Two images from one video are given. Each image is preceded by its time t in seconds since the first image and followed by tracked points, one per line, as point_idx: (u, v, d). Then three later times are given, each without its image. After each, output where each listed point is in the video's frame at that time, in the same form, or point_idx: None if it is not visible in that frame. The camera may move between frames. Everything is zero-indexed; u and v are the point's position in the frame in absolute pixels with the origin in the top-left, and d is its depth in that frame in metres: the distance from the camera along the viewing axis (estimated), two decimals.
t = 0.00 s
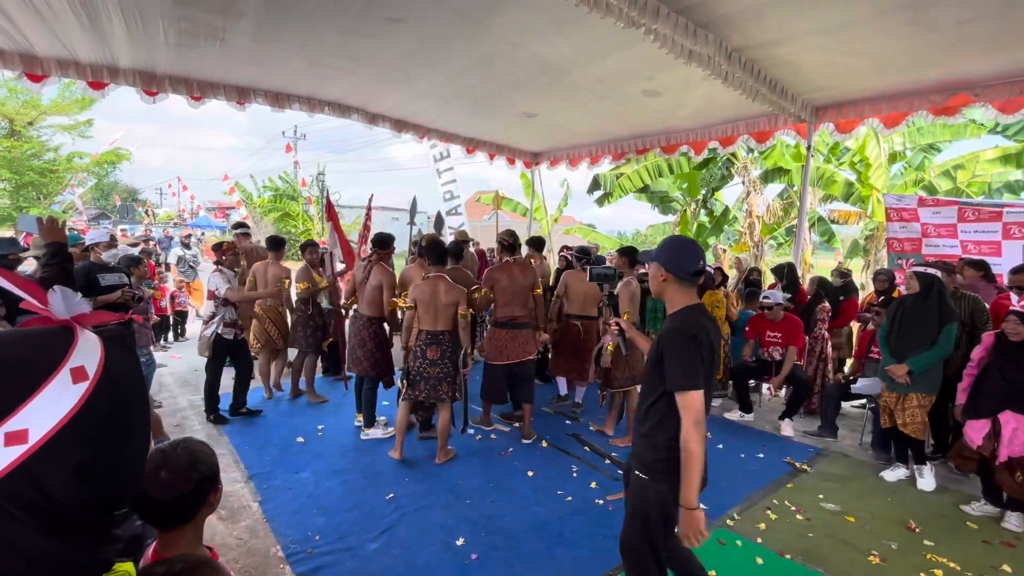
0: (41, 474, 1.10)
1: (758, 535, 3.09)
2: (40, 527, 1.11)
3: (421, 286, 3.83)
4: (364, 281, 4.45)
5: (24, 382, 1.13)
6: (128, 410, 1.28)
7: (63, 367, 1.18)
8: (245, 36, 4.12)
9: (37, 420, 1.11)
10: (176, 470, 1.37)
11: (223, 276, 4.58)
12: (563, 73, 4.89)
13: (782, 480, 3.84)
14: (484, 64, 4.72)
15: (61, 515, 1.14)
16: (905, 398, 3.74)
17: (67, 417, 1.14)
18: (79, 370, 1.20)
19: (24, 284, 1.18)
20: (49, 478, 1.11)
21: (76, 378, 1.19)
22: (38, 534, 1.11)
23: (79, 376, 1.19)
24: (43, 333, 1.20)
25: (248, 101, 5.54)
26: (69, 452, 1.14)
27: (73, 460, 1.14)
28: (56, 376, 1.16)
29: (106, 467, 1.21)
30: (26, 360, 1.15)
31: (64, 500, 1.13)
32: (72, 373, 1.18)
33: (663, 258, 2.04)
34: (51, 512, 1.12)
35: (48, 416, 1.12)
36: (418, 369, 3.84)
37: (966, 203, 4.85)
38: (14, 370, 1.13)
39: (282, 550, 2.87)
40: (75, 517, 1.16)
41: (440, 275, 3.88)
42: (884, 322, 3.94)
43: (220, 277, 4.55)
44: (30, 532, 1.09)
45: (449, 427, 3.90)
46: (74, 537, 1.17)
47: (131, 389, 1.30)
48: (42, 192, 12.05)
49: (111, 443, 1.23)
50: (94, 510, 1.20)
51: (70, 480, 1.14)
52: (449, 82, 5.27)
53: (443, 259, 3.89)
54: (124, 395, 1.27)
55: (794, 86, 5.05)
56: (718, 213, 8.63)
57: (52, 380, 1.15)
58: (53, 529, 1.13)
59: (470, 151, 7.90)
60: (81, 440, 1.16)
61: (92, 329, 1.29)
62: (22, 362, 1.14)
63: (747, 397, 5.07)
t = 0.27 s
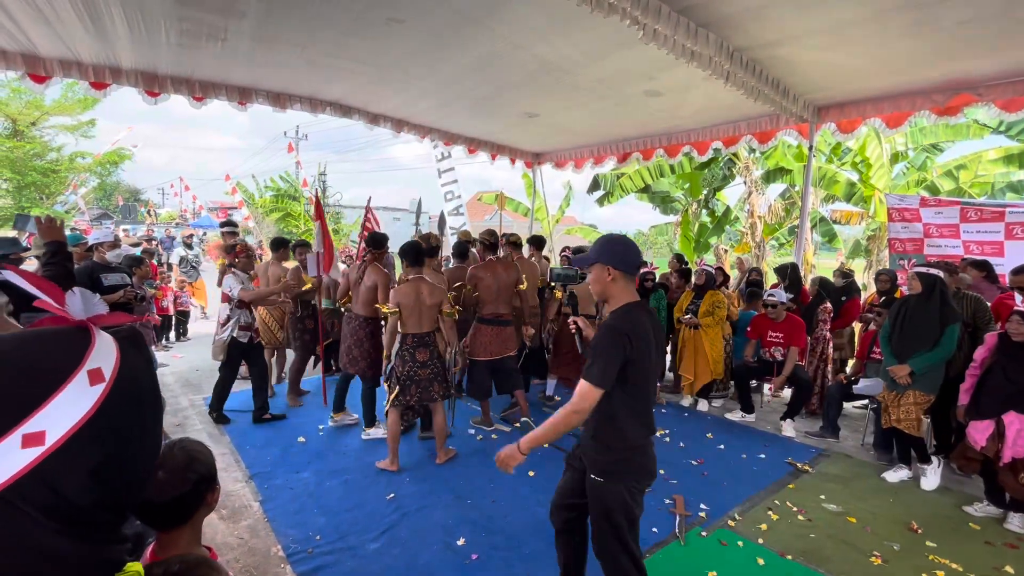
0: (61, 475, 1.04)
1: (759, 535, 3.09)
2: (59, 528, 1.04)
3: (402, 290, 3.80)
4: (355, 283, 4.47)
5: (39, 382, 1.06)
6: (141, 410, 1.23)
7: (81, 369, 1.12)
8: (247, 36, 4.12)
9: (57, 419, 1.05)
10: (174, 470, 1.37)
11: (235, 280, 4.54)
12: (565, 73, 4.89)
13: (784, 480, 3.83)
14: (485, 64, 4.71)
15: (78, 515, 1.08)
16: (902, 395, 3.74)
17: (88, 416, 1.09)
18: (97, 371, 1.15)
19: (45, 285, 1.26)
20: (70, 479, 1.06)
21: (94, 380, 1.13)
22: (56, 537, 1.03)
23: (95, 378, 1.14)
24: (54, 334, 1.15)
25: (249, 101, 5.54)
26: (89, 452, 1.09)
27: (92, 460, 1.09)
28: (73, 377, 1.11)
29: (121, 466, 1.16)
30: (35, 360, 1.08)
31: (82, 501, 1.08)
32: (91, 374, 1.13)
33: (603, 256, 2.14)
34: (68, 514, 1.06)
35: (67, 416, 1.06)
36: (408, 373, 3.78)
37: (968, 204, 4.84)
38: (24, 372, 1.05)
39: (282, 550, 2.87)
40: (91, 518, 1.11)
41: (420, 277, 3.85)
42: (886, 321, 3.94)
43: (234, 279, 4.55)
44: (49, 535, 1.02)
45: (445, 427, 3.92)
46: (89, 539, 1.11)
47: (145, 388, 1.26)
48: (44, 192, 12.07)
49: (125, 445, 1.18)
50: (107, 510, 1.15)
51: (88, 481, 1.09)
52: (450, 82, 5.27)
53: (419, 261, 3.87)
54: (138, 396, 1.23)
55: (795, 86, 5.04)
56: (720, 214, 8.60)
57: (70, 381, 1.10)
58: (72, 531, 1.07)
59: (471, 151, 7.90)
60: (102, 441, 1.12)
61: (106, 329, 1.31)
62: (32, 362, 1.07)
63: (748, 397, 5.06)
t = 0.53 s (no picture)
0: (84, 491, 0.90)
1: (760, 537, 3.08)
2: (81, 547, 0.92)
3: (381, 291, 3.71)
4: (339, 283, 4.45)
5: (66, 388, 0.93)
6: (177, 418, 1.05)
7: (111, 376, 0.96)
8: (248, 36, 4.13)
9: (80, 432, 0.91)
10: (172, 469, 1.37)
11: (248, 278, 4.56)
12: (566, 73, 4.88)
13: (784, 481, 3.82)
14: (487, 64, 4.71)
15: (106, 530, 0.95)
16: (905, 397, 3.73)
17: (113, 429, 0.93)
18: (128, 377, 0.98)
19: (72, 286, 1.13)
20: (94, 494, 0.91)
21: (123, 389, 0.96)
22: (79, 555, 0.91)
23: (126, 386, 0.97)
24: (83, 339, 1.00)
25: (251, 101, 5.55)
26: (112, 466, 0.92)
27: (117, 476, 0.93)
28: (101, 386, 0.95)
29: (155, 481, 1.00)
30: (65, 362, 0.95)
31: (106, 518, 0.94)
32: (120, 381, 0.97)
33: (535, 256, 2.38)
34: (96, 529, 0.93)
35: (92, 429, 0.91)
36: (390, 376, 3.72)
37: (971, 205, 4.83)
38: (52, 377, 0.93)
39: (282, 549, 2.87)
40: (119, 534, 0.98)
41: (395, 277, 3.79)
42: (889, 321, 3.92)
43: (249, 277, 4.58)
44: (69, 553, 0.90)
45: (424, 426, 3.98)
46: (119, 555, 0.99)
47: (183, 393, 1.08)
48: (47, 191, 12.10)
49: (158, 461, 1.00)
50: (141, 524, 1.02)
51: (114, 497, 0.93)
52: (452, 82, 5.27)
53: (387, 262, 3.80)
54: (175, 403, 1.05)
55: (798, 86, 5.03)
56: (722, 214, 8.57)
57: (96, 390, 0.94)
58: (99, 547, 0.95)
59: (473, 151, 7.90)
60: (132, 454, 0.95)
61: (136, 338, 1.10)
62: (62, 364, 0.95)
63: (749, 398, 5.05)
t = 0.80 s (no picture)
0: (130, 509, 0.95)
1: (761, 538, 3.07)
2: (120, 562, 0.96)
3: (367, 292, 3.72)
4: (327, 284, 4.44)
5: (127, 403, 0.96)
6: (225, 443, 1.09)
7: (172, 395, 0.99)
8: (251, 35, 4.13)
9: (136, 450, 0.93)
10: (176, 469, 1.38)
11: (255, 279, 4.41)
12: (569, 74, 4.88)
13: (786, 483, 3.81)
14: (490, 64, 4.71)
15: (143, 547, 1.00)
16: (911, 401, 3.69)
17: (166, 450, 0.96)
18: (188, 398, 1.01)
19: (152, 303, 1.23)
20: (139, 513, 0.96)
21: (182, 409, 0.99)
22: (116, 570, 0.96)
23: (185, 406, 1.00)
24: (151, 357, 1.05)
25: (254, 100, 5.55)
26: (161, 487, 0.97)
27: (162, 497, 0.98)
28: (162, 404, 0.97)
29: (195, 503, 1.04)
30: (129, 377, 0.99)
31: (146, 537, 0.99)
32: (182, 400, 1.00)
33: (473, 255, 2.21)
34: (134, 544, 0.98)
35: (147, 449, 0.94)
36: (383, 375, 3.71)
37: (973, 206, 4.82)
38: (120, 390, 0.97)
39: (283, 549, 2.87)
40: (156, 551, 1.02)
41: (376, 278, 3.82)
42: (894, 322, 3.91)
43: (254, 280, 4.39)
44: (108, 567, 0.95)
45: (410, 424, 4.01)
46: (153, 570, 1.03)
47: (233, 417, 1.11)
48: (50, 190, 12.13)
49: (201, 486, 1.03)
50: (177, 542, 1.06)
51: (158, 513, 0.98)
52: (454, 82, 5.27)
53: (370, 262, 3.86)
54: (225, 427, 1.08)
55: (801, 86, 5.02)
56: (724, 215, 8.55)
57: (157, 409, 0.96)
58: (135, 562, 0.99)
59: (475, 151, 7.90)
60: (177, 477, 0.99)
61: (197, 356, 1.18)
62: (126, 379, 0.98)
63: (751, 399, 5.04)
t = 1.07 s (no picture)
0: (174, 515, 1.00)
1: (761, 540, 3.07)
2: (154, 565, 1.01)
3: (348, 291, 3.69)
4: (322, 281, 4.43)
5: (188, 413, 1.02)
6: (271, 460, 1.14)
7: (231, 409, 1.05)
8: (254, 36, 4.14)
9: (191, 458, 0.99)
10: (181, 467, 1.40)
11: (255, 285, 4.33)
12: (571, 74, 4.89)
13: (787, 484, 3.81)
14: (492, 64, 4.71)
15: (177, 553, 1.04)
16: (921, 407, 3.67)
17: (217, 462, 1.02)
18: (245, 413, 1.08)
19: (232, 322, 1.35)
20: (181, 520, 1.01)
21: (237, 423, 1.06)
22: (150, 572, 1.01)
23: (241, 421, 1.06)
24: (214, 368, 1.11)
25: (256, 100, 5.56)
26: (206, 496, 1.02)
27: (206, 507, 1.03)
28: (220, 416, 1.04)
29: (233, 516, 1.09)
30: (194, 387, 1.05)
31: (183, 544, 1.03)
32: (240, 414, 1.06)
33: (414, 255, 2.18)
34: (171, 549, 1.03)
35: (201, 458, 1.00)
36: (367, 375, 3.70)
37: (976, 208, 4.81)
38: (184, 397, 1.03)
39: (284, 548, 2.88)
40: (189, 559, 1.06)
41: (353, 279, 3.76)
42: (901, 323, 3.90)
43: (260, 284, 4.30)
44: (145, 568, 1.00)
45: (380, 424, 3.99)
46: None
47: (280, 435, 1.16)
48: (53, 189, 12.18)
49: (241, 498, 1.08)
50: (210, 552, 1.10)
51: (199, 521, 1.03)
52: (456, 83, 5.27)
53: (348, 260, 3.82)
54: (272, 445, 1.14)
55: (803, 88, 5.02)
56: (725, 215, 8.54)
57: (215, 421, 1.03)
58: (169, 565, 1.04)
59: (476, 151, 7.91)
60: (222, 489, 1.04)
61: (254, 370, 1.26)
62: (190, 390, 1.05)
63: (752, 401, 5.03)
